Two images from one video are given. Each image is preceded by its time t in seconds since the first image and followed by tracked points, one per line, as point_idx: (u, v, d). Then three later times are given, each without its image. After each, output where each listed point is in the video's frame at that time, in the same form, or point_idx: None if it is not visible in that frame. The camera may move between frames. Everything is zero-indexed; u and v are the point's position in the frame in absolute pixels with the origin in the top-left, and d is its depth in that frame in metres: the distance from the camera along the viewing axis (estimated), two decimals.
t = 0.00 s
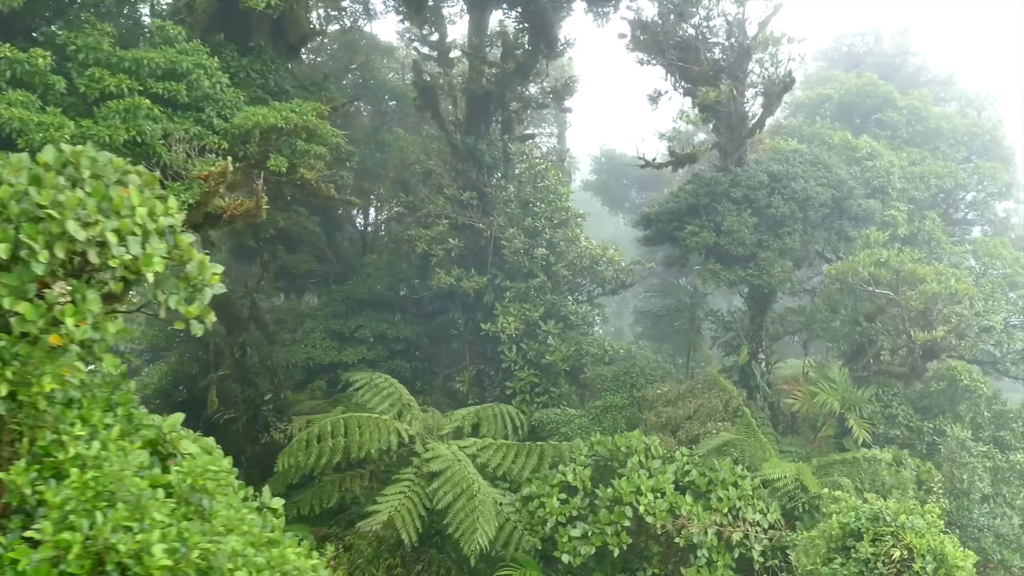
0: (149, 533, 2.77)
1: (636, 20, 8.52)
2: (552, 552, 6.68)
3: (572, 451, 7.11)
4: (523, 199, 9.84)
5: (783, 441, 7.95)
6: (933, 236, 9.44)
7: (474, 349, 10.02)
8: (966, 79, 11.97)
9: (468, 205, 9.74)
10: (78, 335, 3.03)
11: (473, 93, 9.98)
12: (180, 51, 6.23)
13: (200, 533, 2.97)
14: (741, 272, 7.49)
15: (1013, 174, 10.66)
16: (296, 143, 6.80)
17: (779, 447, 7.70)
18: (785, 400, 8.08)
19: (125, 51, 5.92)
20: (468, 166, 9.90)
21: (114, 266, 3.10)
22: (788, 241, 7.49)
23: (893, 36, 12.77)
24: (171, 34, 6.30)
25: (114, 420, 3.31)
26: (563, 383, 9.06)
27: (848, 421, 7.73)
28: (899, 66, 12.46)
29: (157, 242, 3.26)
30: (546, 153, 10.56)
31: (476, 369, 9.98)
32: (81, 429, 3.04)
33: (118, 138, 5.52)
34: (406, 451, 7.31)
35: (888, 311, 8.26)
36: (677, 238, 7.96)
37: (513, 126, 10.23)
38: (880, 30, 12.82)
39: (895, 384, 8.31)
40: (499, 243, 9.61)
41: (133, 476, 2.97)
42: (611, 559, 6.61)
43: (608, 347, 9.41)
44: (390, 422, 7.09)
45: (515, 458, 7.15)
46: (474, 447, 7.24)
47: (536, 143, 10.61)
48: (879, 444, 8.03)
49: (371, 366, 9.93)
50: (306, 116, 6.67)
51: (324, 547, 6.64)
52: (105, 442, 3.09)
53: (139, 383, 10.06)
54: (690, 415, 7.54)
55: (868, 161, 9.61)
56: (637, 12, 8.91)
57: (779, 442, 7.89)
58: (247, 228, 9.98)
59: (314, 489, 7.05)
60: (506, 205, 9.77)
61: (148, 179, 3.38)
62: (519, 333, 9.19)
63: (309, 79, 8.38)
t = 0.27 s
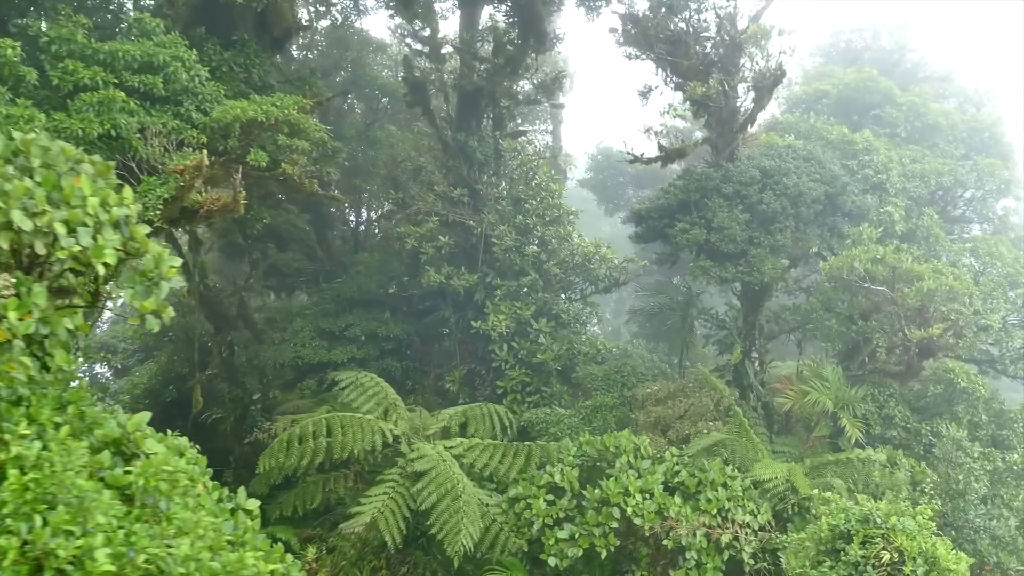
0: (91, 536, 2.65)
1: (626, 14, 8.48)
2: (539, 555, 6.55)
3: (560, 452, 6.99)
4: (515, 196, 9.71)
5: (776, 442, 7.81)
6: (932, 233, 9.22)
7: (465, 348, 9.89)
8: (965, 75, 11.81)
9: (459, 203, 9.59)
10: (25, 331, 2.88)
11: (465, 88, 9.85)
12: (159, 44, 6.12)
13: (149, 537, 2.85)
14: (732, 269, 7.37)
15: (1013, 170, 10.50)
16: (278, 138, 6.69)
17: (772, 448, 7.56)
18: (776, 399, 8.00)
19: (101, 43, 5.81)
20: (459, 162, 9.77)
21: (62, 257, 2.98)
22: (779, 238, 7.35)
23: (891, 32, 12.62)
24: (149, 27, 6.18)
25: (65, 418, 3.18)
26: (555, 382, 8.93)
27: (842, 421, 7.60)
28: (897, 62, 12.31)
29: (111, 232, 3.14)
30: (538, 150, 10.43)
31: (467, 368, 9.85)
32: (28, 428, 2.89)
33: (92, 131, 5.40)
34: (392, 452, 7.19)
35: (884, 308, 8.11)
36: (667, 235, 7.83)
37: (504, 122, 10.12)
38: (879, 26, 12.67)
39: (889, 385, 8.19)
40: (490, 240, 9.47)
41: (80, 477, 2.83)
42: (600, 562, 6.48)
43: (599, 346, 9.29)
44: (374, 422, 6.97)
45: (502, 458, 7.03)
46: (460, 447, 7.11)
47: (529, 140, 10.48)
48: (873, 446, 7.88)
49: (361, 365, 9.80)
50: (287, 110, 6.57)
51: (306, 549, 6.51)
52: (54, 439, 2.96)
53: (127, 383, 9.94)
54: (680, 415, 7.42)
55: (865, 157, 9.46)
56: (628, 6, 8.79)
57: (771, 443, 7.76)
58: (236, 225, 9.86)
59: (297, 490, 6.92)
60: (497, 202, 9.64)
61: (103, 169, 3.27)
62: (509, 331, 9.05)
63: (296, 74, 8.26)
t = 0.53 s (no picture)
0: (18, 540, 2.53)
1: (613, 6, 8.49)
2: (524, 557, 6.41)
3: (546, 451, 6.86)
4: (504, 192, 9.56)
5: (767, 441, 7.64)
6: (927, 228, 9.10)
7: (455, 346, 9.75)
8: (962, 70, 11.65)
9: (448, 199, 9.43)
10: None
11: (454, 83, 9.73)
12: (133, 35, 6.00)
13: (85, 541, 2.73)
14: (717, 265, 7.21)
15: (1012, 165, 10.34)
16: (256, 131, 6.55)
17: (764, 448, 7.41)
18: (768, 396, 7.82)
19: (71, 34, 5.69)
20: (449, 158, 9.63)
21: None
22: (767, 234, 7.21)
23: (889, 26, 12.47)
24: (124, 18, 6.06)
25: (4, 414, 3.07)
26: (545, 381, 8.79)
27: (834, 419, 7.43)
28: (894, 57, 12.18)
29: (53, 221, 3.00)
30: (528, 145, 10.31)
31: (457, 367, 9.70)
32: None
33: (60, 123, 5.27)
34: (375, 451, 7.05)
35: (877, 304, 7.95)
36: (655, 230, 7.69)
37: (494, 117, 9.96)
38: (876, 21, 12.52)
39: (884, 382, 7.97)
40: (479, 237, 9.32)
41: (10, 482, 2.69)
42: (586, 564, 6.33)
43: (590, 344, 9.16)
44: (356, 421, 6.83)
45: (486, 458, 6.89)
46: (444, 447, 6.97)
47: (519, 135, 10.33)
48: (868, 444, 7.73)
49: (350, 364, 9.66)
50: (265, 103, 6.39)
51: (285, 551, 6.38)
52: None
53: (114, 382, 9.82)
54: (669, 414, 7.29)
55: (860, 151, 9.30)
56: None
57: (763, 442, 7.61)
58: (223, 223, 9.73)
59: (278, 491, 6.78)
60: (487, 198, 9.49)
61: (43, 154, 3.15)
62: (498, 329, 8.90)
63: (280, 67, 8.13)
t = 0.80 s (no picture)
0: None
1: None
2: (507, 559, 6.26)
3: (531, 451, 6.70)
4: (494, 187, 9.41)
5: (759, 440, 7.47)
6: (924, 227, 8.90)
7: (444, 344, 9.60)
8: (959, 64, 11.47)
9: (436, 194, 9.29)
10: None
11: (444, 78, 9.57)
12: (105, 25, 5.84)
13: (14, 546, 2.60)
14: (705, 260, 7.19)
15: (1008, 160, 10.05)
16: (234, 123, 6.39)
17: (755, 447, 7.25)
18: (759, 394, 7.60)
19: (40, 22, 5.53)
20: (438, 153, 9.46)
21: None
22: (756, 227, 7.11)
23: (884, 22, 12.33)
24: (95, 7, 5.91)
25: None
26: (534, 379, 8.64)
27: (826, 418, 7.27)
28: (892, 51, 11.99)
29: None
30: (518, 140, 10.17)
31: (446, 365, 9.54)
32: None
33: (26, 113, 5.11)
34: (356, 451, 6.90)
35: (868, 299, 7.81)
36: (642, 225, 7.59)
37: (483, 112, 9.82)
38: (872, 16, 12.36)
39: (876, 380, 7.78)
40: (467, 233, 9.16)
41: None
42: (571, 566, 6.18)
43: (581, 342, 9.00)
44: (337, 420, 6.68)
45: (470, 457, 6.74)
46: (427, 446, 6.82)
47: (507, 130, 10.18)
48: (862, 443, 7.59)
49: (337, 362, 9.50)
50: (242, 95, 6.22)
51: (263, 553, 6.23)
52: None
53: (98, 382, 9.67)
54: (657, 412, 7.14)
55: (854, 145, 9.13)
56: None
57: (755, 440, 7.44)
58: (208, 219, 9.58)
59: (256, 492, 6.63)
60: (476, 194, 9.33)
61: None
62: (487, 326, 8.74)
63: (262, 60, 7.97)
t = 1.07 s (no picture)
0: None
1: None
2: (492, 560, 6.14)
3: (517, 450, 6.59)
4: (483, 183, 9.30)
5: (750, 439, 7.35)
6: (920, 219, 8.83)
7: (433, 343, 9.48)
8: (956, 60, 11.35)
9: (425, 190, 9.12)
10: None
11: (435, 72, 9.43)
12: (79, 15, 5.72)
13: None
14: (694, 255, 7.18)
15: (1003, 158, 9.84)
16: (212, 116, 6.28)
17: (746, 446, 7.12)
18: (752, 393, 7.43)
19: (12, 12, 5.41)
20: (427, 149, 9.33)
21: None
22: (745, 223, 7.14)
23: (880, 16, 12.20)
24: None
25: None
26: (524, 377, 8.52)
27: (819, 416, 7.11)
28: (888, 46, 11.91)
29: None
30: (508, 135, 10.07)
31: (435, 363, 9.42)
32: None
33: None
34: (340, 450, 6.78)
35: (857, 296, 7.83)
36: (630, 221, 7.53)
37: (473, 107, 9.71)
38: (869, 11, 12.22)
39: (869, 378, 7.77)
40: (456, 229, 9.04)
41: None
42: (557, 567, 6.06)
43: (571, 340, 8.88)
44: (319, 419, 6.56)
45: (455, 456, 6.62)
46: (412, 445, 6.70)
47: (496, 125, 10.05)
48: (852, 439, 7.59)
49: (326, 361, 9.38)
50: (220, 87, 6.10)
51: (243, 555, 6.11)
52: None
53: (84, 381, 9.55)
54: (646, 410, 7.01)
55: (848, 141, 9.02)
56: None
57: (746, 439, 7.31)
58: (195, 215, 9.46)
59: (237, 492, 6.51)
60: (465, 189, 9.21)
61: None
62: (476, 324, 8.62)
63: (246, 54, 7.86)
